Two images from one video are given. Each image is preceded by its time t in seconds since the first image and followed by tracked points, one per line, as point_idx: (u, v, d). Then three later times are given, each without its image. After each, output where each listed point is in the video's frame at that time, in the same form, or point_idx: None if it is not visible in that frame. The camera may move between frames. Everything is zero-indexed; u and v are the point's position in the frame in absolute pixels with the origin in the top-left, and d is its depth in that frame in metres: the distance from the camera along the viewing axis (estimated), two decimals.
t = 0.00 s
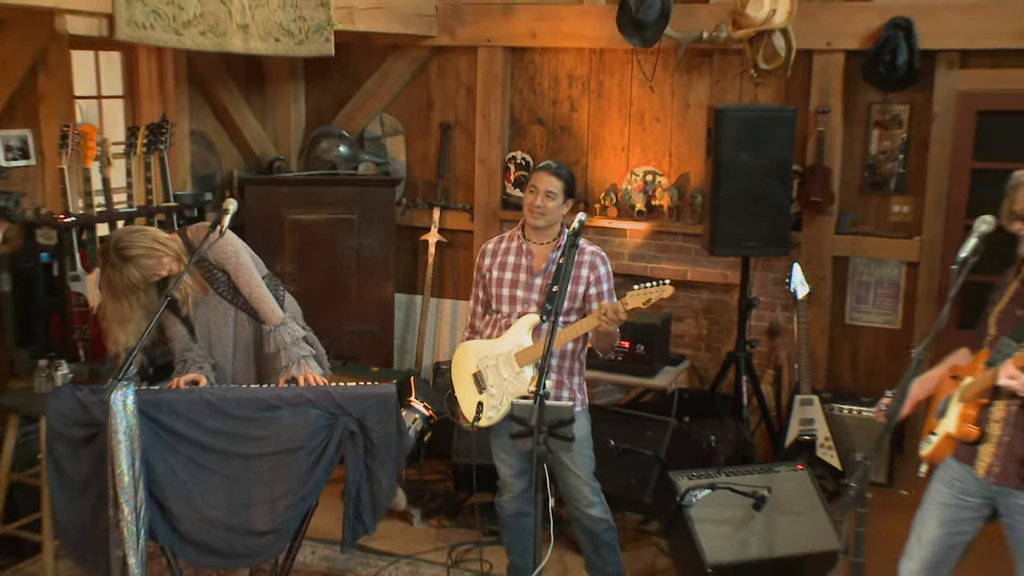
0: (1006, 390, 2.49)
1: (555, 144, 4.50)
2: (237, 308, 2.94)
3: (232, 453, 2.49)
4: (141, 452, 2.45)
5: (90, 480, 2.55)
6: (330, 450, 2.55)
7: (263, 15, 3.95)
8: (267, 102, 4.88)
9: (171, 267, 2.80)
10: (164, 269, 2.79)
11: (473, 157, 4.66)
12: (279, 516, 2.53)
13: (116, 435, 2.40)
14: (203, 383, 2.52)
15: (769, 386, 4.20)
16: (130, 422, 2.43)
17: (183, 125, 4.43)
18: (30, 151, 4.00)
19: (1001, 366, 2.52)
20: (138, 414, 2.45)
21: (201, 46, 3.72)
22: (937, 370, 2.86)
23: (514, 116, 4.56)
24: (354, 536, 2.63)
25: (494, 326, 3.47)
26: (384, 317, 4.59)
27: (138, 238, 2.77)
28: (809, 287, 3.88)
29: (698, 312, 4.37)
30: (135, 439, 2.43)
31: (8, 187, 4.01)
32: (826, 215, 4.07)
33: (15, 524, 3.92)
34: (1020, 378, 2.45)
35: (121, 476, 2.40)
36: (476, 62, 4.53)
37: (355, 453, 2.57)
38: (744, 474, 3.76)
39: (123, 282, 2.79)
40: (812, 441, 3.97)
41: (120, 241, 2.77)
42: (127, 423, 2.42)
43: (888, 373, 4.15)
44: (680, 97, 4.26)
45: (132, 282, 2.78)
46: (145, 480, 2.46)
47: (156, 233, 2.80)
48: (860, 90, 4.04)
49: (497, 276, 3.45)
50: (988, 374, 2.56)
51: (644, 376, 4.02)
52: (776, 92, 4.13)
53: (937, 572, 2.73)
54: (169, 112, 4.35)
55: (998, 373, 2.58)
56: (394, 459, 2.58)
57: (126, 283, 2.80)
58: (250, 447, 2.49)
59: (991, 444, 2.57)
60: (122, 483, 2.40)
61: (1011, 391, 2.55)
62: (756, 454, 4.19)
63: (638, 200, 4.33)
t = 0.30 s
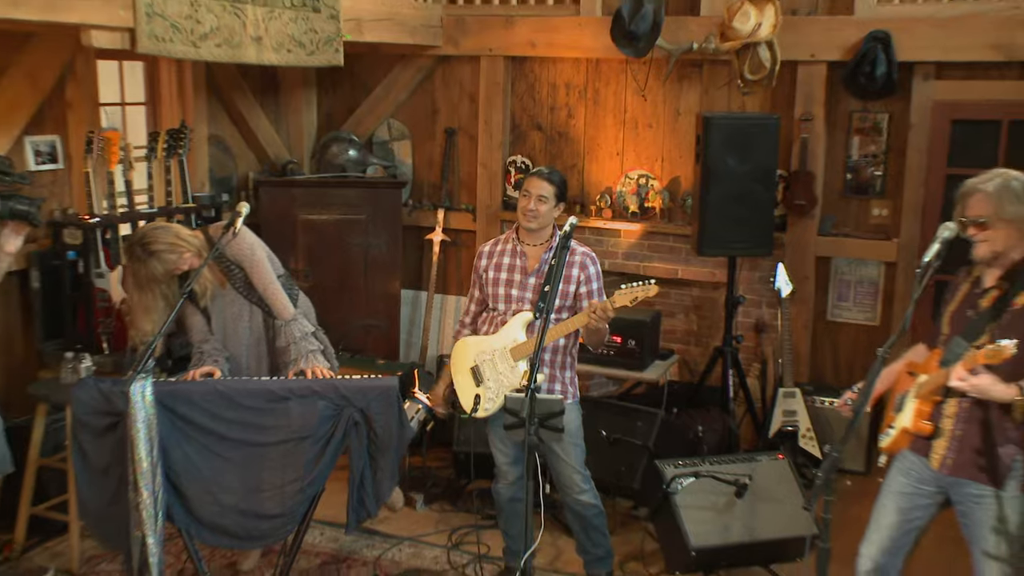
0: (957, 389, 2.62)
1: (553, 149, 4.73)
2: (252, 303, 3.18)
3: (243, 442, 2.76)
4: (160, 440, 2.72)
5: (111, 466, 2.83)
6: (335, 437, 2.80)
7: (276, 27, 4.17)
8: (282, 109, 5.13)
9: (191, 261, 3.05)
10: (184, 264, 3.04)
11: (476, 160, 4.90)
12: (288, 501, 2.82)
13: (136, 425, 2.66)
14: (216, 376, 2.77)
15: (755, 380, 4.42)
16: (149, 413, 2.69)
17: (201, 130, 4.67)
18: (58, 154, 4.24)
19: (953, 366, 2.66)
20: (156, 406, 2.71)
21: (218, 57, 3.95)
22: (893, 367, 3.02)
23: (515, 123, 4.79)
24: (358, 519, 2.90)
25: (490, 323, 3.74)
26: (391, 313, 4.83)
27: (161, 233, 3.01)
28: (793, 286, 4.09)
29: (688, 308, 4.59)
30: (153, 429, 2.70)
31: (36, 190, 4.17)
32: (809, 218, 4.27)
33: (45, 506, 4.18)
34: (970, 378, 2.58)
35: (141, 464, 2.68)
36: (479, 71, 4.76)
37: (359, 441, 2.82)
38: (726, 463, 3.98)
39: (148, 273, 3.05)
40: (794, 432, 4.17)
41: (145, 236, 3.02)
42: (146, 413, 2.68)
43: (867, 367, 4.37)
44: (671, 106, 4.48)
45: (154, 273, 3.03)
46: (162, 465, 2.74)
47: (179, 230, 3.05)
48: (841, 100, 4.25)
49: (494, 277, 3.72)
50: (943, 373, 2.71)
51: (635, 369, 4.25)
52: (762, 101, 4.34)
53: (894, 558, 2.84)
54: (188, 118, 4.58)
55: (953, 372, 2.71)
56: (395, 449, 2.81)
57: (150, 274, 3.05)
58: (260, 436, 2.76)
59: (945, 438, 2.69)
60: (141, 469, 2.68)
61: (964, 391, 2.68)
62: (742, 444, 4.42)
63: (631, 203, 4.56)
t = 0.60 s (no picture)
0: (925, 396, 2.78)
1: (554, 152, 4.96)
2: (275, 296, 3.42)
3: (257, 430, 3.00)
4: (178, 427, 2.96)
5: (134, 451, 3.08)
6: (343, 426, 3.05)
7: (290, 37, 4.41)
8: (296, 112, 5.36)
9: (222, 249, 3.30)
10: (215, 252, 3.29)
11: (481, 163, 5.14)
12: (298, 485, 3.05)
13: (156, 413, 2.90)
14: (232, 368, 3.02)
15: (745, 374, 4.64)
16: (168, 402, 2.93)
17: (219, 133, 4.90)
18: (85, 157, 4.50)
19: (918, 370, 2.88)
20: (176, 396, 2.96)
21: (235, 66, 4.19)
22: (846, 361, 3.25)
23: (519, 127, 5.02)
24: (365, 504, 3.19)
25: (490, 318, 4.00)
26: (400, 308, 5.06)
27: (198, 220, 3.26)
28: (781, 285, 4.27)
29: (683, 305, 4.81)
30: (172, 417, 2.94)
31: (64, 190, 4.43)
32: (798, 219, 4.46)
33: (72, 488, 4.44)
34: (939, 386, 2.74)
35: (162, 450, 2.92)
36: (484, 77, 4.99)
37: (366, 430, 3.09)
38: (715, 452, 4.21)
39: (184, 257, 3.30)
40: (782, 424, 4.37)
41: (183, 222, 3.26)
42: (166, 402, 2.92)
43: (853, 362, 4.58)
44: (667, 111, 4.68)
45: (189, 257, 3.27)
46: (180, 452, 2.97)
47: (214, 221, 3.29)
48: (828, 107, 4.45)
49: (493, 275, 3.97)
50: (908, 377, 2.90)
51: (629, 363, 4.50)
52: (753, 107, 4.55)
53: (856, 544, 3.06)
54: (207, 122, 4.81)
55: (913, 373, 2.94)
56: (400, 437, 3.09)
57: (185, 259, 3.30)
58: (272, 425, 3.00)
59: (905, 434, 2.91)
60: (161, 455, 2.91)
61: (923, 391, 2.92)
62: (732, 435, 4.63)
63: (628, 204, 4.74)
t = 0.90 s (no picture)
0: (925, 397, 3.00)
1: (564, 154, 5.20)
2: (318, 286, 3.72)
3: (279, 416, 3.28)
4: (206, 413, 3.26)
5: (165, 435, 3.40)
6: (359, 413, 3.31)
7: (313, 46, 4.67)
8: (319, 114, 5.63)
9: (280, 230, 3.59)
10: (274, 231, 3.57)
11: (493, 164, 5.40)
12: (318, 469, 3.33)
13: (185, 398, 3.22)
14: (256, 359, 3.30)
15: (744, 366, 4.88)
16: (196, 389, 3.23)
17: (246, 135, 5.17)
18: (121, 158, 4.79)
19: (909, 372, 3.11)
20: (205, 383, 3.26)
21: (260, 73, 4.46)
22: (829, 355, 3.49)
23: (530, 131, 5.26)
24: (381, 488, 3.44)
25: (500, 312, 4.26)
26: (416, 302, 5.32)
27: (267, 198, 3.55)
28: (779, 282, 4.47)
29: (685, 301, 5.04)
30: (200, 403, 3.24)
31: (102, 190, 4.72)
32: (795, 220, 4.68)
33: (107, 468, 4.75)
34: (939, 389, 2.95)
35: (191, 433, 3.24)
36: (497, 83, 5.23)
37: (381, 417, 3.35)
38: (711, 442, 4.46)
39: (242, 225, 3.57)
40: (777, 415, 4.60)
41: (252, 199, 3.55)
42: (194, 390, 3.23)
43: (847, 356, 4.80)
44: (671, 116, 4.91)
45: (248, 228, 3.54)
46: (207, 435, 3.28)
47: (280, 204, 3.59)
48: (824, 113, 4.67)
49: (505, 272, 4.24)
50: (898, 378, 3.14)
51: (632, 356, 4.74)
52: (753, 112, 4.76)
53: (840, 532, 3.30)
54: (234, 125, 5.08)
55: (898, 372, 3.17)
56: (413, 424, 3.34)
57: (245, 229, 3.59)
58: (292, 411, 3.28)
59: (891, 429, 3.15)
60: (189, 436, 3.24)
61: (907, 389, 3.16)
62: (730, 424, 4.87)
63: (634, 204, 4.99)
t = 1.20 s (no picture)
0: (910, 374, 3.13)
1: (580, 153, 5.39)
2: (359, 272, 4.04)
3: (305, 403, 3.51)
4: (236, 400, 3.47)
5: (197, 420, 3.63)
6: (381, 401, 3.54)
7: (340, 49, 4.89)
8: (346, 114, 5.86)
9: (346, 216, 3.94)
10: (344, 212, 3.94)
11: (512, 162, 5.60)
12: (341, 453, 3.55)
13: (216, 387, 3.40)
14: (285, 349, 3.53)
15: (752, 360, 5.06)
16: (227, 378, 3.43)
17: (276, 134, 5.40)
18: (157, 156, 5.04)
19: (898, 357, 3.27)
20: (235, 371, 3.47)
21: (289, 76, 4.67)
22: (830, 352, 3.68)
23: (548, 131, 5.46)
24: (400, 472, 3.75)
25: (518, 306, 4.47)
26: (438, 295, 5.53)
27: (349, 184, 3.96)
28: (787, 277, 4.60)
29: (697, 296, 5.21)
30: (231, 391, 3.45)
31: (140, 186, 4.97)
32: (803, 219, 4.85)
33: (143, 451, 5.02)
34: (923, 365, 3.09)
35: (221, 418, 3.43)
36: (517, 84, 5.43)
37: (402, 404, 3.60)
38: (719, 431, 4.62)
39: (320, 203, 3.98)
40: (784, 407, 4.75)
41: (337, 180, 3.95)
42: (225, 378, 3.42)
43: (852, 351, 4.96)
44: (684, 117, 5.08)
45: (325, 203, 3.92)
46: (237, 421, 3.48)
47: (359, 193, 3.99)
48: (832, 115, 4.82)
49: (522, 267, 4.44)
50: (890, 363, 3.28)
51: (644, 349, 4.93)
52: (763, 114, 4.93)
53: (841, 522, 3.50)
54: (265, 124, 5.32)
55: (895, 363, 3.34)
56: (432, 410, 3.60)
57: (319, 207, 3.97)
58: (318, 398, 3.51)
59: (895, 421, 3.34)
60: (220, 423, 3.42)
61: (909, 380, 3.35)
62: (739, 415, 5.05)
63: (647, 202, 5.16)
